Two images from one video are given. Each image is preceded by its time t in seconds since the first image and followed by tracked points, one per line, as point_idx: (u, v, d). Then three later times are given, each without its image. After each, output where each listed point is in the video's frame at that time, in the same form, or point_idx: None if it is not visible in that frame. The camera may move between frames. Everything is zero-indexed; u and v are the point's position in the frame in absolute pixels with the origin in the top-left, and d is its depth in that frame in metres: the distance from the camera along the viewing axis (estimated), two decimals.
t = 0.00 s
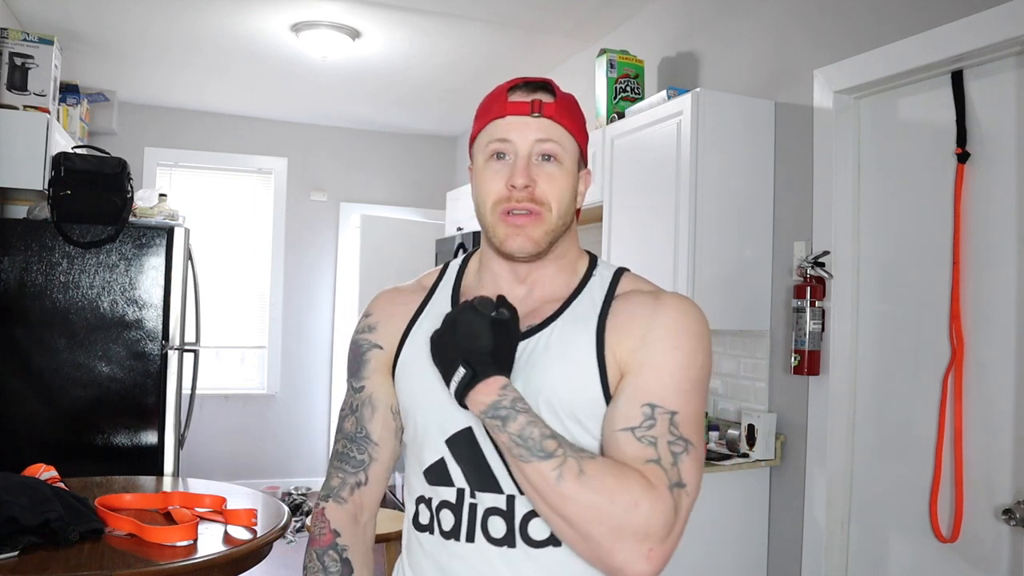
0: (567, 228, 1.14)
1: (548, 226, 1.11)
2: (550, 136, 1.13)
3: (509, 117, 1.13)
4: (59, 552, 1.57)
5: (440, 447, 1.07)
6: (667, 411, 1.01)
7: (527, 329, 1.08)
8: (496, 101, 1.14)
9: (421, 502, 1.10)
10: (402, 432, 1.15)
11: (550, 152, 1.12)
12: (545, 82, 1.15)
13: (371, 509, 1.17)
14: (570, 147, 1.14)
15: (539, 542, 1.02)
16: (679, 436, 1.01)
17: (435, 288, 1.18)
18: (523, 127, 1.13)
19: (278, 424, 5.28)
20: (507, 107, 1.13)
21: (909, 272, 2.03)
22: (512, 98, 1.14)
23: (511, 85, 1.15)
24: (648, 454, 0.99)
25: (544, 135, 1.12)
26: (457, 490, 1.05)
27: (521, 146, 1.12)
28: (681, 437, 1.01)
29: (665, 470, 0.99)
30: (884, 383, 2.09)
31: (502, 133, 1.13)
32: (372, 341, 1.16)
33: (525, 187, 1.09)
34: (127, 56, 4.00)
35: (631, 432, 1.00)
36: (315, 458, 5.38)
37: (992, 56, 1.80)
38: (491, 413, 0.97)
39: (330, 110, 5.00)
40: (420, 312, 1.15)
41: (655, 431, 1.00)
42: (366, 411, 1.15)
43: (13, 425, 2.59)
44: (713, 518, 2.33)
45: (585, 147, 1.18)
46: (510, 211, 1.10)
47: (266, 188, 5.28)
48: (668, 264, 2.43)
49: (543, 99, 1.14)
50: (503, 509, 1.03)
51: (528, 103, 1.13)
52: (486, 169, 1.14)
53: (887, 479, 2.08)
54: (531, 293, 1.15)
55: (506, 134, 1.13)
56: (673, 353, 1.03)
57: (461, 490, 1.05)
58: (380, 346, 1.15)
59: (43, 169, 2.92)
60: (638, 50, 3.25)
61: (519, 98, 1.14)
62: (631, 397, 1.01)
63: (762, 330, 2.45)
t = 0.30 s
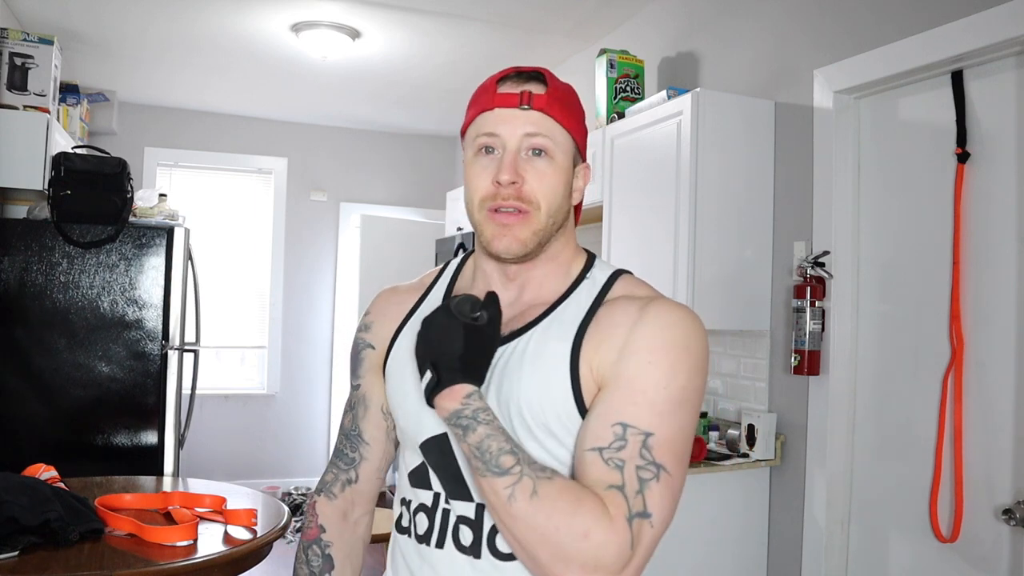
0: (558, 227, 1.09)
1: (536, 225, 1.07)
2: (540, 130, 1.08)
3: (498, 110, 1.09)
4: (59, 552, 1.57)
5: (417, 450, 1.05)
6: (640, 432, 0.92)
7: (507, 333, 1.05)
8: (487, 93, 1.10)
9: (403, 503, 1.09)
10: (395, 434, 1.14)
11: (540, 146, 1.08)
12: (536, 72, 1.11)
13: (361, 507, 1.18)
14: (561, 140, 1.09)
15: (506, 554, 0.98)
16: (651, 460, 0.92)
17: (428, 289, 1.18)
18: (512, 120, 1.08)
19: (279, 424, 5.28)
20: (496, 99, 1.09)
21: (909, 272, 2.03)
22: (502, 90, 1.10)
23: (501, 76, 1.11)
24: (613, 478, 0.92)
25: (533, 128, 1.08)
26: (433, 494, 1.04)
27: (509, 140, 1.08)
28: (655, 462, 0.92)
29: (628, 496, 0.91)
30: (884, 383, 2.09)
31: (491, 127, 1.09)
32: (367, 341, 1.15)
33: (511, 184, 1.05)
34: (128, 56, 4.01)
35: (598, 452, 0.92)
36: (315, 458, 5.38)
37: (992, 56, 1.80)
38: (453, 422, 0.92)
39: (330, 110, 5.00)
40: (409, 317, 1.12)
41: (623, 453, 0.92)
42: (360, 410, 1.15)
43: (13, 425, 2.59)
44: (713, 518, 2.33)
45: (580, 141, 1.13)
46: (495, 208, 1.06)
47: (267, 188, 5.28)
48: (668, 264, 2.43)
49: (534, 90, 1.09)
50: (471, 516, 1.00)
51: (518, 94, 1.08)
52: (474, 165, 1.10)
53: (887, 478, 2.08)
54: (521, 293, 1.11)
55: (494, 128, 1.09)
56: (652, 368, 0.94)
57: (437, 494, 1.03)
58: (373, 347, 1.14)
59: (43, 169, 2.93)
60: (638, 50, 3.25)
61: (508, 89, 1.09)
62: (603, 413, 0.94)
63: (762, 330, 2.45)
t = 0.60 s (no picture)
0: (552, 220, 1.06)
1: (528, 219, 1.04)
2: (531, 117, 1.05)
3: (489, 94, 1.06)
4: (59, 552, 1.57)
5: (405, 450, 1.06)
6: (627, 426, 0.89)
7: (500, 333, 1.02)
8: (477, 78, 1.07)
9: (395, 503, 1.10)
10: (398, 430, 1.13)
11: (533, 134, 1.05)
12: (530, 55, 1.07)
13: (367, 504, 1.17)
14: (556, 127, 1.06)
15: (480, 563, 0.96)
16: (636, 456, 0.89)
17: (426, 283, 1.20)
18: (502, 106, 1.05)
19: (279, 424, 5.28)
20: (486, 85, 1.06)
21: (909, 273, 2.03)
22: (492, 75, 1.07)
23: (492, 60, 1.07)
24: (593, 472, 0.89)
25: (525, 115, 1.05)
26: (417, 495, 1.04)
27: (500, 128, 1.05)
28: (640, 458, 0.89)
29: (606, 492, 0.88)
30: (884, 383, 2.09)
31: (481, 114, 1.06)
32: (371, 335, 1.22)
33: (501, 175, 1.02)
34: (127, 56, 4.01)
35: (580, 447, 0.89)
36: (316, 457, 5.38)
37: (993, 56, 1.80)
38: (439, 399, 0.90)
39: (330, 110, 5.00)
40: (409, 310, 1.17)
41: (607, 447, 0.89)
42: (364, 405, 1.14)
43: (13, 425, 2.59)
44: (713, 518, 2.33)
45: (577, 126, 1.10)
46: (485, 200, 1.03)
47: (266, 188, 5.28)
48: (668, 264, 2.43)
49: (525, 74, 1.05)
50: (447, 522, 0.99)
51: (508, 79, 1.05)
52: (465, 155, 1.07)
53: (888, 478, 2.08)
54: (516, 288, 1.09)
55: (484, 115, 1.06)
56: (642, 361, 0.91)
57: (419, 497, 1.03)
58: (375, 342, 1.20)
59: (43, 169, 2.93)
60: (638, 50, 3.25)
61: (499, 74, 1.06)
62: (589, 408, 0.91)
63: (762, 330, 2.45)
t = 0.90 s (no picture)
0: (559, 214, 0.94)
1: (530, 214, 0.92)
2: (536, 100, 0.92)
3: (489, 77, 0.94)
4: (58, 552, 1.57)
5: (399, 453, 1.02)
6: (657, 464, 0.79)
7: (497, 329, 0.91)
8: (478, 58, 0.96)
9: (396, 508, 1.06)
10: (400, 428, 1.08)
11: (537, 119, 0.92)
12: (538, 33, 0.95)
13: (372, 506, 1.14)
14: (564, 110, 0.93)
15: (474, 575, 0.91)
16: (675, 495, 0.79)
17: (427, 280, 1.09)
18: (504, 89, 0.93)
19: (279, 424, 5.29)
20: (488, 65, 0.94)
21: (909, 273, 2.03)
22: (495, 54, 0.95)
23: (495, 40, 0.96)
24: (633, 525, 0.80)
25: (529, 96, 0.92)
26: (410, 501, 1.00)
27: (500, 111, 0.93)
28: (680, 497, 0.80)
29: (654, 546, 0.79)
30: (884, 383, 2.09)
31: (480, 96, 0.94)
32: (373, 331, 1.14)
33: (499, 164, 0.90)
34: (127, 56, 4.01)
35: (611, 499, 0.80)
36: (316, 457, 5.38)
37: (992, 56, 1.80)
38: (435, 500, 0.89)
39: (330, 110, 5.00)
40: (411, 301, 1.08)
41: (639, 495, 0.80)
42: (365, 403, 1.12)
43: (13, 425, 2.59)
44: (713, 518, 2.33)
45: (592, 109, 0.97)
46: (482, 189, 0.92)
47: (267, 188, 5.28)
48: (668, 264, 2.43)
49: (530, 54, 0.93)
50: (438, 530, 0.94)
51: (511, 58, 0.93)
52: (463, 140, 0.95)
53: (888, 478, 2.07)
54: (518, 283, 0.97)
55: (485, 99, 0.93)
56: (657, 386, 0.79)
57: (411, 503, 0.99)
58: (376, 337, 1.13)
59: (43, 169, 2.93)
60: (638, 50, 3.25)
61: (503, 53, 0.94)
62: (608, 449, 0.81)
63: (762, 330, 2.45)
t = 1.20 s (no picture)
0: (590, 210, 0.94)
1: (559, 211, 0.92)
2: (568, 83, 0.93)
3: (517, 55, 0.94)
4: (59, 552, 1.57)
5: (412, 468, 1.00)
6: (775, 497, 0.79)
7: (524, 339, 0.89)
8: (507, 31, 0.96)
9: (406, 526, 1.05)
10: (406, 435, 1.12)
11: (569, 104, 0.93)
12: (572, 7, 0.96)
13: (374, 520, 1.15)
14: (597, 94, 0.94)
15: None
16: (804, 519, 0.79)
17: (437, 272, 1.07)
18: (534, 69, 0.93)
19: (278, 424, 5.28)
20: (515, 41, 0.94)
21: (910, 273, 2.03)
22: (524, 29, 0.95)
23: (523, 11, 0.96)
24: (775, 564, 0.80)
25: (562, 79, 0.93)
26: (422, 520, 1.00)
27: (530, 96, 0.93)
28: (810, 518, 0.79)
29: None
30: (885, 384, 2.09)
31: (507, 78, 0.95)
32: (372, 330, 1.11)
33: (530, 156, 0.91)
34: (128, 56, 4.01)
35: (742, 547, 0.80)
36: (316, 457, 5.38)
37: (993, 56, 1.79)
38: None
39: (330, 110, 5.00)
40: (415, 303, 1.04)
41: (770, 535, 0.79)
42: (372, 407, 1.13)
43: (13, 425, 2.59)
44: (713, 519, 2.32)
45: (623, 90, 0.97)
46: (507, 184, 0.92)
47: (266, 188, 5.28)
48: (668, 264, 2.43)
49: (566, 29, 0.94)
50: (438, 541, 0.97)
51: (542, 36, 0.93)
52: (488, 125, 0.96)
53: (889, 479, 2.07)
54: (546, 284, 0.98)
55: (512, 80, 0.94)
56: (745, 422, 0.78)
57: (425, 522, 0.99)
58: (378, 336, 1.10)
59: (43, 169, 2.93)
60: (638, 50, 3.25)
61: (532, 28, 0.94)
62: (715, 497, 0.80)
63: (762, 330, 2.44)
